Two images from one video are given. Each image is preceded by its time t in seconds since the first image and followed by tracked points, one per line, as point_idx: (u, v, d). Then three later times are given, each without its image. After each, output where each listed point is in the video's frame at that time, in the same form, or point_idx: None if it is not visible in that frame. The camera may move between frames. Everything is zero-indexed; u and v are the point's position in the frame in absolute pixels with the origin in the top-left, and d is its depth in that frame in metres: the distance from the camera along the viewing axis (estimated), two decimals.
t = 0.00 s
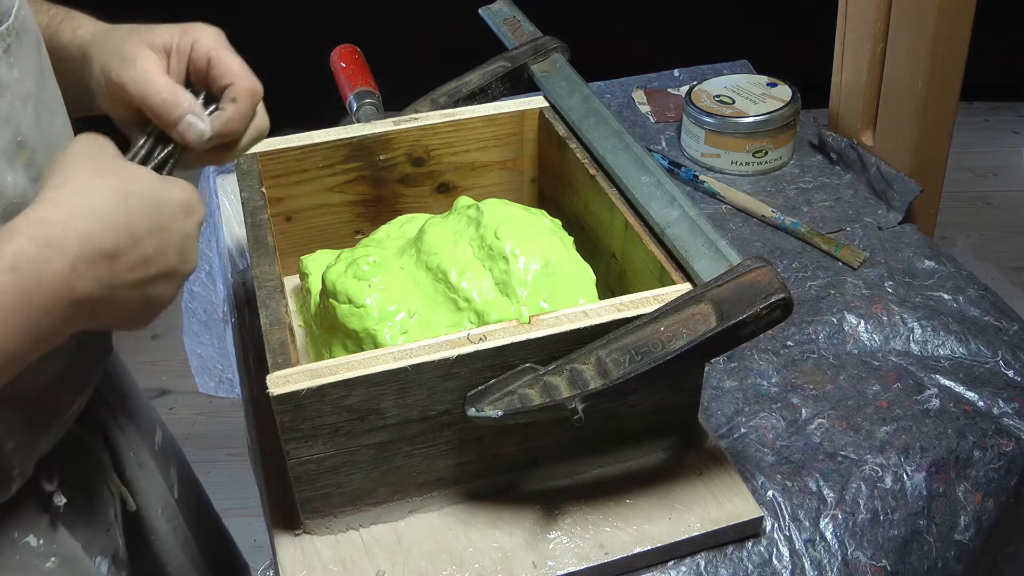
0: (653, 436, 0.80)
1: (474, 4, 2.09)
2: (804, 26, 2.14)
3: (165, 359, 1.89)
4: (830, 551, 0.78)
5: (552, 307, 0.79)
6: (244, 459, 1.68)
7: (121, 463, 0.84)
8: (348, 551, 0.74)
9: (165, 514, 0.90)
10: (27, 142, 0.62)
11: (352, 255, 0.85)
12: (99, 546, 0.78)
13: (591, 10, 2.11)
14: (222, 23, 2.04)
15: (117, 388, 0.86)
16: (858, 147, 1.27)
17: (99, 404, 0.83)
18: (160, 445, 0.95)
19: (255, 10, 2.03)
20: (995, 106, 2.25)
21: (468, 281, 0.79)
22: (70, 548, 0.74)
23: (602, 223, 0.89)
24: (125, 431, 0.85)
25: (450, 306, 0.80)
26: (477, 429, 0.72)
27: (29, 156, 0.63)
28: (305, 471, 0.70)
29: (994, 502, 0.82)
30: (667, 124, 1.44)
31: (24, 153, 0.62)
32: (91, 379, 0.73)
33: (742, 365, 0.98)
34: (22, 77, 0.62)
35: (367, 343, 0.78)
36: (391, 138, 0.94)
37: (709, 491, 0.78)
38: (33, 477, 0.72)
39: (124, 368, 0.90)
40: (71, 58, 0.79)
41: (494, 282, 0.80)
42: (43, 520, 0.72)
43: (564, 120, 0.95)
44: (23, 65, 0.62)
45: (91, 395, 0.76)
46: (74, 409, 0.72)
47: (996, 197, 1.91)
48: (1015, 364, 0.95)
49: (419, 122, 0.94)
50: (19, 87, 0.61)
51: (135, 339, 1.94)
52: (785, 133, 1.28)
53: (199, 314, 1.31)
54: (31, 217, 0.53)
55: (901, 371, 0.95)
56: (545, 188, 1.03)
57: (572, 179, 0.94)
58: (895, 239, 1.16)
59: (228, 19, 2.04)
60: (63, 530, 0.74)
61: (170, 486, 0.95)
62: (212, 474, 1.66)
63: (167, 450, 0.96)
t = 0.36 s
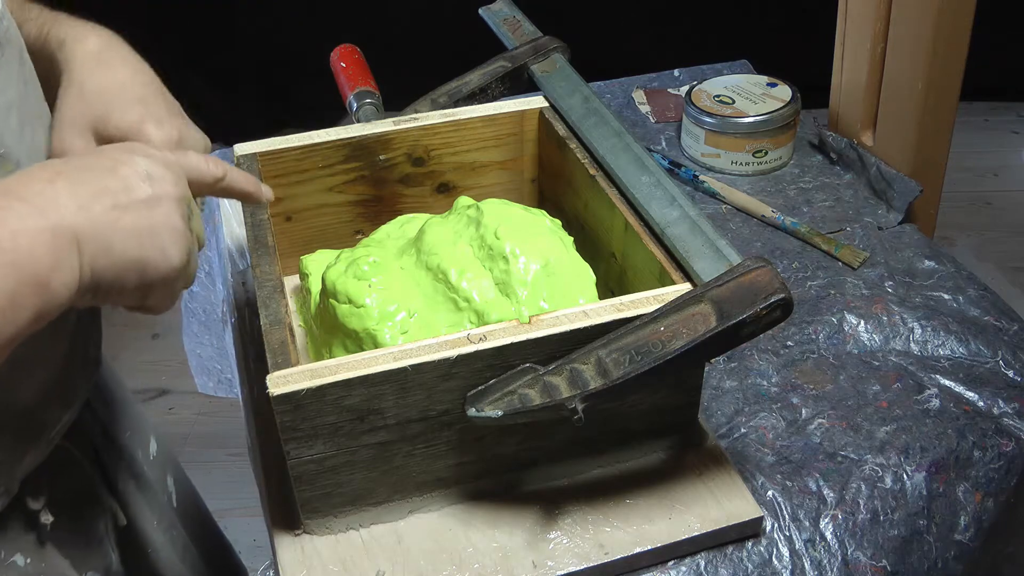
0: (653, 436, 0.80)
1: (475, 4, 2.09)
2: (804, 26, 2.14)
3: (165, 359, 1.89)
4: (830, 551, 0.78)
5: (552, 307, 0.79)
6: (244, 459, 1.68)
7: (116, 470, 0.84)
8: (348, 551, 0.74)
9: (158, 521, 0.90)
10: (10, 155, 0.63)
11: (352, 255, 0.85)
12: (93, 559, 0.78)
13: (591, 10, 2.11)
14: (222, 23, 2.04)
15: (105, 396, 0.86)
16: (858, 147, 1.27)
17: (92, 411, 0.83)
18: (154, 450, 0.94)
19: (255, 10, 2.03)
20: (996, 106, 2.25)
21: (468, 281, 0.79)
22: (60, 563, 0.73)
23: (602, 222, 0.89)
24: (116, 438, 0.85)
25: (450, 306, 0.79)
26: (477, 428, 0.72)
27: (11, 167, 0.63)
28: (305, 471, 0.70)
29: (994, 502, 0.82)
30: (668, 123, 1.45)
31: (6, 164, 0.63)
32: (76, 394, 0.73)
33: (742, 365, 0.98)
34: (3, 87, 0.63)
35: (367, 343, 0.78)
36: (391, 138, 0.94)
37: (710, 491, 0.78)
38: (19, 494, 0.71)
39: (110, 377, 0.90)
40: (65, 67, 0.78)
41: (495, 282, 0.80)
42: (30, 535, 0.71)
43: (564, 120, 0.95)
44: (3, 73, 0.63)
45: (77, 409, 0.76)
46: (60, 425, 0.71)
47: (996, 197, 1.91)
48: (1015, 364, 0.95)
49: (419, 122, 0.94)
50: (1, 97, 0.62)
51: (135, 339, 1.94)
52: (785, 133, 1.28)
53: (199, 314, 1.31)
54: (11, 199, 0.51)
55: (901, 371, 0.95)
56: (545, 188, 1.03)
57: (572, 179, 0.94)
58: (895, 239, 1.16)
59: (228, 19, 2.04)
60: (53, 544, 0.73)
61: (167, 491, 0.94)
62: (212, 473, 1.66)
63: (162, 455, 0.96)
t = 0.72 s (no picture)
0: (653, 436, 0.80)
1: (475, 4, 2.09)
2: (804, 26, 2.14)
3: (165, 359, 1.89)
4: (830, 551, 0.78)
5: (552, 307, 0.79)
6: (244, 458, 1.68)
7: (111, 478, 0.84)
8: (348, 551, 0.74)
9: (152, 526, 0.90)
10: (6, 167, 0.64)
11: (352, 255, 0.85)
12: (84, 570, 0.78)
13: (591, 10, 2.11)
14: (222, 24, 2.04)
15: (101, 403, 0.86)
16: (858, 147, 1.27)
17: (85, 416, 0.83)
18: (151, 455, 0.94)
19: (255, 11, 2.03)
20: (996, 106, 2.25)
21: (468, 281, 0.79)
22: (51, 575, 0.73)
23: (602, 222, 0.89)
24: (110, 446, 0.85)
25: (450, 306, 0.79)
26: (477, 428, 0.72)
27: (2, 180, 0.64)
28: (305, 471, 0.70)
29: (994, 502, 0.82)
30: (668, 123, 1.45)
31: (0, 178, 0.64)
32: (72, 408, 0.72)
33: (742, 365, 0.98)
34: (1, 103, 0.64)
35: (367, 343, 0.78)
36: (391, 138, 0.94)
37: (710, 491, 0.78)
38: (14, 509, 0.72)
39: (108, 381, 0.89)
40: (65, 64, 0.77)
41: (495, 282, 0.80)
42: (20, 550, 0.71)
43: (564, 120, 0.95)
44: None
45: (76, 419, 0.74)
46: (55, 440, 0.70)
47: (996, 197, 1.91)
48: (1015, 364, 0.95)
49: (419, 122, 0.94)
50: None
51: (135, 339, 1.94)
52: (785, 133, 1.28)
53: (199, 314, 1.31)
54: None
55: (901, 371, 0.95)
56: (545, 188, 1.04)
57: (572, 179, 0.94)
58: (896, 239, 1.16)
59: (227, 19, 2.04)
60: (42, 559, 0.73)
61: (162, 498, 0.94)
62: (213, 473, 1.66)
63: (158, 462, 0.96)
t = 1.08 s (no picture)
0: (653, 436, 0.80)
1: (475, 4, 2.08)
2: (804, 26, 2.14)
3: (165, 359, 1.90)
4: (830, 552, 0.78)
5: (552, 307, 0.79)
6: (244, 458, 1.68)
7: (108, 485, 0.84)
8: (348, 551, 0.74)
9: (152, 531, 0.90)
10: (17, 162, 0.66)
11: (352, 255, 0.85)
12: None
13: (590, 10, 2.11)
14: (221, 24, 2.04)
15: (100, 408, 0.86)
16: (858, 148, 1.27)
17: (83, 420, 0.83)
18: (152, 460, 0.94)
19: (255, 10, 2.03)
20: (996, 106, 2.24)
21: (468, 281, 0.79)
22: None
23: (602, 222, 0.89)
24: (109, 452, 0.85)
25: (450, 306, 0.79)
26: (476, 428, 0.72)
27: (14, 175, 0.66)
28: (305, 471, 0.70)
29: (994, 502, 0.82)
30: (668, 124, 1.44)
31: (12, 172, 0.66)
32: (69, 416, 0.73)
33: (742, 365, 0.98)
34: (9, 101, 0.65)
35: (366, 343, 0.78)
36: (391, 138, 0.94)
37: (710, 491, 0.78)
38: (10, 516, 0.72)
39: (109, 387, 0.90)
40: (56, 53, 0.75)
41: (495, 282, 0.80)
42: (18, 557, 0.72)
43: (564, 119, 0.95)
44: None
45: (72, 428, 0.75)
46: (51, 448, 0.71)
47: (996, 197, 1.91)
48: (1015, 364, 0.95)
49: (419, 122, 0.94)
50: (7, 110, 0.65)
51: (135, 339, 1.95)
52: (785, 133, 1.28)
53: (199, 314, 1.31)
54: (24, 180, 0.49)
55: (901, 371, 0.95)
56: (545, 188, 1.04)
57: (572, 179, 0.94)
58: (895, 239, 1.16)
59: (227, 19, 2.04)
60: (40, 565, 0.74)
61: (162, 504, 0.94)
62: (212, 473, 1.66)
63: (159, 467, 0.96)
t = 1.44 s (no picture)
0: (653, 436, 0.80)
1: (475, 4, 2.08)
2: (804, 26, 2.14)
3: (165, 359, 1.90)
4: (830, 552, 0.78)
5: (552, 307, 0.79)
6: (244, 458, 1.68)
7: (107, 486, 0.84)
8: (348, 551, 0.74)
9: (151, 531, 0.90)
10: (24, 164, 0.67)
11: (352, 255, 0.85)
12: None
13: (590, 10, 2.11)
14: (221, 24, 2.04)
15: (99, 409, 0.86)
16: (858, 148, 1.27)
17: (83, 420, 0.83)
18: (150, 460, 0.94)
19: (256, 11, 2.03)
20: (996, 106, 2.24)
21: (468, 281, 0.79)
22: None
23: (602, 223, 0.89)
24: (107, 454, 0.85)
25: (450, 306, 0.79)
26: (477, 428, 0.72)
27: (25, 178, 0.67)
28: (305, 471, 0.70)
29: (994, 502, 0.82)
30: (668, 124, 1.44)
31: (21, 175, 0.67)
32: (66, 417, 0.73)
33: (742, 365, 0.98)
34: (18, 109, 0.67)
35: (367, 343, 0.78)
36: (391, 138, 0.94)
37: (710, 491, 0.78)
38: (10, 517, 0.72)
39: (107, 387, 0.90)
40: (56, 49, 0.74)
41: (495, 281, 0.80)
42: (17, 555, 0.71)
43: (564, 119, 0.95)
44: None
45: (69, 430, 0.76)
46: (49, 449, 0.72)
47: (996, 197, 1.91)
48: (1015, 364, 0.95)
49: (419, 122, 0.94)
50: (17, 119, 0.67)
51: (135, 339, 1.95)
52: (785, 133, 1.28)
53: (199, 313, 1.31)
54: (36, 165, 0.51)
55: (901, 371, 0.95)
56: (545, 188, 1.04)
57: (572, 179, 0.94)
58: (895, 239, 1.16)
59: (227, 19, 2.04)
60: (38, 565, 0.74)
61: (160, 505, 0.94)
62: (212, 473, 1.65)
63: (157, 467, 0.96)
